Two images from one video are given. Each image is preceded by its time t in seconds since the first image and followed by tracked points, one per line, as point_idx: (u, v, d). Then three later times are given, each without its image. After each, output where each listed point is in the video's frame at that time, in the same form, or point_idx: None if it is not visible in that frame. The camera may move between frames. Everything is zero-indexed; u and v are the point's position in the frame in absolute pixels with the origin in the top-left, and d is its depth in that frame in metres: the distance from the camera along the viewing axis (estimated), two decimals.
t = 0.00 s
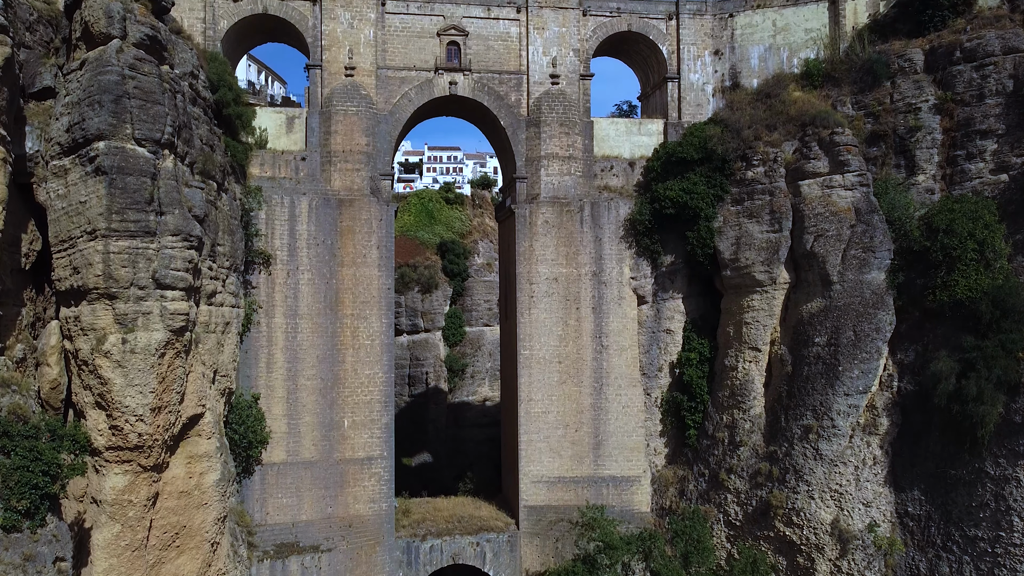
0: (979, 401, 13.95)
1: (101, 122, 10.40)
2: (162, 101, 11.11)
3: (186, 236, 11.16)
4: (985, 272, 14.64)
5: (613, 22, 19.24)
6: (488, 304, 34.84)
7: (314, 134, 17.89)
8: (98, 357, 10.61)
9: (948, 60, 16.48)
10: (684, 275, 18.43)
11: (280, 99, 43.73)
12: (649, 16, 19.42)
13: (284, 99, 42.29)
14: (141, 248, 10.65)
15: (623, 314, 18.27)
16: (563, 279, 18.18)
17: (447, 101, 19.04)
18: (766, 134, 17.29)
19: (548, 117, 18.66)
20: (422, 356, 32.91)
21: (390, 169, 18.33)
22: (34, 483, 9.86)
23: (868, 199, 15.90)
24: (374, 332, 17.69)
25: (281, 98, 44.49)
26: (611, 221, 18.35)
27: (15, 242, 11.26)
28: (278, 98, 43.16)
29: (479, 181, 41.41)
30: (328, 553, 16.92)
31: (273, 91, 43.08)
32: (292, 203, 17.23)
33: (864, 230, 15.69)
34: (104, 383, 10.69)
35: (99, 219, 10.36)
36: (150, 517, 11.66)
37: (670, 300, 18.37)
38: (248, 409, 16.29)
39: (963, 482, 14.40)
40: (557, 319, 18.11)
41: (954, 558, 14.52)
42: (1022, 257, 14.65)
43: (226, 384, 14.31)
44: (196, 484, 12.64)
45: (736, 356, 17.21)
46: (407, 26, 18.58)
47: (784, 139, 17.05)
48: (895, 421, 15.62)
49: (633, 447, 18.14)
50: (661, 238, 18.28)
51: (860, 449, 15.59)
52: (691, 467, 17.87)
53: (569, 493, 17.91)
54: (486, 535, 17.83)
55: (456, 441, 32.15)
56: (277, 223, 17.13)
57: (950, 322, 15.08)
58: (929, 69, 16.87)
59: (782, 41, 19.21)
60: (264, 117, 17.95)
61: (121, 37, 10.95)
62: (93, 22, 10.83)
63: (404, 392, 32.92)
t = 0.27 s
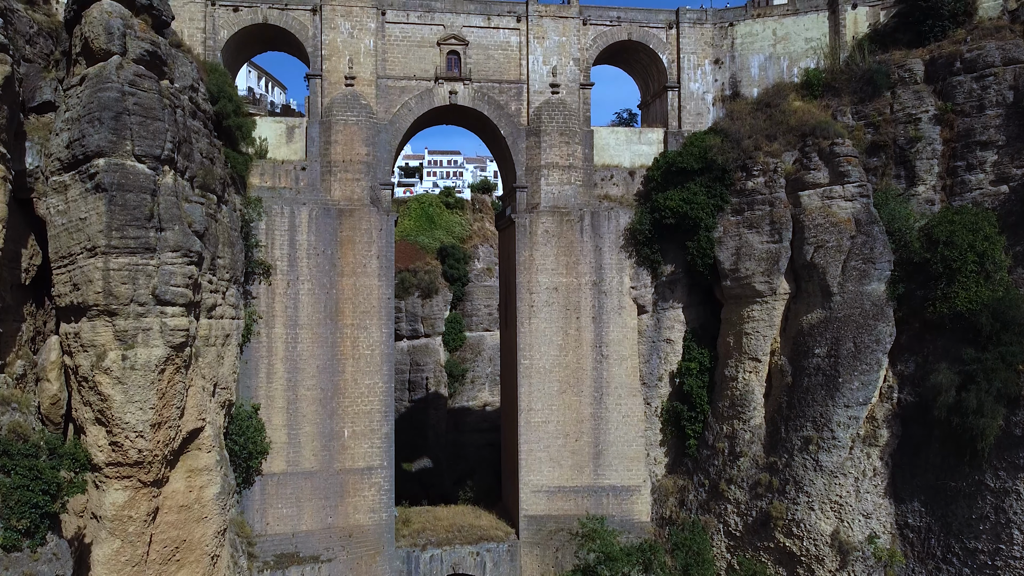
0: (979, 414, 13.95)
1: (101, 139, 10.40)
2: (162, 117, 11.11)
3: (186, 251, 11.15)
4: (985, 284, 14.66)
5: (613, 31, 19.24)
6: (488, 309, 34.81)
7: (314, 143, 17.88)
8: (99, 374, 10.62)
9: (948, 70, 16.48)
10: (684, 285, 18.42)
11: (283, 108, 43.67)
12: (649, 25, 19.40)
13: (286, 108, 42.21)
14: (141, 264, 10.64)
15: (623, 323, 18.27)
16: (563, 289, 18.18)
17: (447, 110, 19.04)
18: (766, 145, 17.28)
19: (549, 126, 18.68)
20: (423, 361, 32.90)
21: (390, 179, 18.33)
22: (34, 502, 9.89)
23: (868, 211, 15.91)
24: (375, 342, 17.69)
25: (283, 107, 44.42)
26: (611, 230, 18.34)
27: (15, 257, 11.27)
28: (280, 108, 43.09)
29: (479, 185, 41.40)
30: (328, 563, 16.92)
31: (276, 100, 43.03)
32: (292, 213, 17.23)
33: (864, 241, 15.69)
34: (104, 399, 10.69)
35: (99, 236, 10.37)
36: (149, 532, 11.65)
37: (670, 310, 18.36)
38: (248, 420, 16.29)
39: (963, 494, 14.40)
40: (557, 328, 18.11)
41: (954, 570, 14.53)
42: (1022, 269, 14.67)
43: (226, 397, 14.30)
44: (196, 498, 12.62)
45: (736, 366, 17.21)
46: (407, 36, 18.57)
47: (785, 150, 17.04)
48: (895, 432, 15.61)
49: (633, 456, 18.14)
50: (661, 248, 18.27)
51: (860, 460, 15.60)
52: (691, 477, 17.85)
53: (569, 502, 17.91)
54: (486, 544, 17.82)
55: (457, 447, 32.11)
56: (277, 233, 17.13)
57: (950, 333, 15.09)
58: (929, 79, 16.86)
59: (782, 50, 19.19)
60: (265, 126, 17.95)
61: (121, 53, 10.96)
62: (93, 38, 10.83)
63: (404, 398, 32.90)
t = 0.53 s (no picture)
0: (980, 427, 13.94)
1: (101, 156, 10.41)
2: (163, 133, 11.12)
3: (187, 267, 11.16)
4: (985, 296, 14.67)
5: (613, 41, 19.24)
6: (488, 314, 34.79)
7: (314, 153, 17.89)
8: (99, 390, 10.62)
9: (949, 81, 16.48)
10: (684, 294, 18.43)
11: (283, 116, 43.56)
12: (649, 34, 19.40)
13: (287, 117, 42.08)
14: (141, 281, 10.65)
15: (623, 333, 18.27)
16: (564, 298, 18.18)
17: (448, 119, 19.04)
18: (767, 155, 17.28)
19: (549, 135, 18.70)
20: (423, 367, 32.87)
21: (391, 189, 18.33)
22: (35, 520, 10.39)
23: (869, 222, 15.92)
24: (375, 352, 17.69)
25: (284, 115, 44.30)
26: (611, 239, 18.33)
27: (17, 273, 11.29)
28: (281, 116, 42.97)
29: (480, 189, 41.39)
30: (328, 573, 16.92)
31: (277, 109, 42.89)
32: (292, 224, 17.23)
33: (864, 252, 15.70)
34: (105, 416, 10.70)
35: (100, 253, 10.38)
36: (150, 547, 11.66)
37: (671, 319, 18.36)
38: (248, 431, 16.30)
39: (964, 506, 14.40)
40: (558, 338, 18.11)
41: None
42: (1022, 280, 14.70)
43: (227, 409, 14.30)
44: (197, 512, 12.62)
45: (736, 377, 17.21)
46: (407, 45, 18.58)
47: (785, 160, 17.04)
48: (896, 444, 15.61)
49: (633, 466, 18.13)
50: (662, 257, 18.27)
51: (861, 471, 15.60)
52: (692, 487, 17.85)
53: (569, 512, 17.90)
54: (486, 554, 17.80)
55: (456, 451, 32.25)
56: (278, 244, 17.13)
57: (951, 345, 15.09)
58: (930, 89, 16.86)
59: (782, 59, 19.19)
60: (265, 136, 17.97)
61: (122, 69, 10.97)
62: (94, 54, 10.84)
63: (405, 403, 32.88)
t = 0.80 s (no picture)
0: (981, 439, 13.93)
1: (101, 173, 10.41)
2: (163, 149, 11.11)
3: (187, 283, 11.16)
4: (986, 308, 14.67)
5: (613, 50, 19.24)
6: (488, 319, 34.77)
7: (315, 163, 17.88)
8: (99, 407, 10.62)
9: (949, 91, 16.48)
10: (685, 304, 18.43)
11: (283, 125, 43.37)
12: (650, 43, 19.39)
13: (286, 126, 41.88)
14: (142, 297, 10.65)
15: (624, 342, 18.26)
16: (564, 308, 18.18)
17: (448, 129, 19.04)
18: (767, 165, 17.26)
19: (550, 145, 18.70)
20: (424, 372, 32.83)
21: (391, 198, 18.32)
22: (35, 540, 10.44)
23: (869, 233, 15.92)
24: (375, 362, 17.69)
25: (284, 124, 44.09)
26: (611, 249, 18.31)
27: (17, 288, 11.28)
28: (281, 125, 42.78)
29: (480, 194, 41.38)
30: None
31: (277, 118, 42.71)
32: (292, 234, 17.23)
33: (865, 263, 15.70)
34: (105, 432, 10.70)
35: (100, 270, 10.39)
36: (150, 562, 11.66)
37: (671, 329, 18.35)
38: (249, 442, 16.31)
39: (964, 518, 14.39)
40: (558, 347, 18.10)
41: None
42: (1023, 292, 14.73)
43: (227, 422, 14.28)
44: (197, 526, 12.61)
45: (736, 388, 17.20)
46: (407, 55, 18.58)
47: (785, 170, 17.03)
48: (897, 455, 15.59)
49: (633, 476, 18.11)
50: (662, 267, 18.26)
51: (861, 483, 15.60)
52: (692, 497, 17.84)
53: (570, 522, 17.89)
54: (487, 564, 17.79)
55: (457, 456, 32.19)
56: (278, 254, 17.13)
57: (951, 357, 15.08)
58: (930, 99, 16.86)
59: (783, 68, 19.18)
60: (265, 146, 17.98)
61: (122, 85, 10.96)
62: (94, 70, 10.83)
63: (405, 408, 32.83)
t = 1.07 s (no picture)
0: (981, 452, 13.92)
1: (102, 190, 10.41)
2: (164, 165, 11.10)
3: (187, 299, 11.16)
4: (986, 320, 14.66)
5: (614, 59, 19.23)
6: (488, 324, 34.76)
7: (315, 173, 17.88)
8: (99, 423, 10.62)
9: (949, 102, 16.48)
10: (685, 314, 18.42)
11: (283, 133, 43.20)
12: (650, 52, 19.38)
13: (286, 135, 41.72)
14: (142, 313, 10.64)
15: (624, 352, 18.24)
16: (564, 317, 18.17)
17: (448, 138, 19.03)
18: (768, 175, 17.24)
19: (550, 154, 18.70)
20: (424, 377, 32.73)
21: (391, 208, 18.32)
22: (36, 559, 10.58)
23: (870, 244, 15.92)
24: (376, 371, 17.68)
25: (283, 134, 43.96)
26: (612, 259, 18.30)
27: (17, 304, 11.27)
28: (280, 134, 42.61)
29: (480, 198, 41.37)
30: None
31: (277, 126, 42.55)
32: (293, 244, 17.21)
33: (865, 274, 15.70)
34: (105, 449, 10.69)
35: (100, 287, 10.39)
36: None
37: (672, 339, 18.35)
38: (249, 453, 16.30)
39: (965, 530, 14.38)
40: (558, 357, 18.09)
41: None
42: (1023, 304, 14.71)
43: (227, 434, 14.27)
44: (197, 540, 12.60)
45: (737, 398, 17.19)
46: (408, 64, 18.58)
47: (786, 180, 17.01)
48: (897, 467, 15.58)
49: (634, 485, 18.08)
50: (663, 277, 18.24)
51: (862, 495, 15.59)
52: (692, 507, 17.84)
53: (570, 532, 17.87)
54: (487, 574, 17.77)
55: (457, 461, 32.15)
56: (278, 264, 17.13)
57: (952, 368, 15.07)
58: (931, 110, 16.85)
59: (783, 78, 19.17)
60: (266, 156, 17.98)
61: (122, 101, 10.96)
62: (94, 86, 10.83)
63: (405, 413, 32.78)
